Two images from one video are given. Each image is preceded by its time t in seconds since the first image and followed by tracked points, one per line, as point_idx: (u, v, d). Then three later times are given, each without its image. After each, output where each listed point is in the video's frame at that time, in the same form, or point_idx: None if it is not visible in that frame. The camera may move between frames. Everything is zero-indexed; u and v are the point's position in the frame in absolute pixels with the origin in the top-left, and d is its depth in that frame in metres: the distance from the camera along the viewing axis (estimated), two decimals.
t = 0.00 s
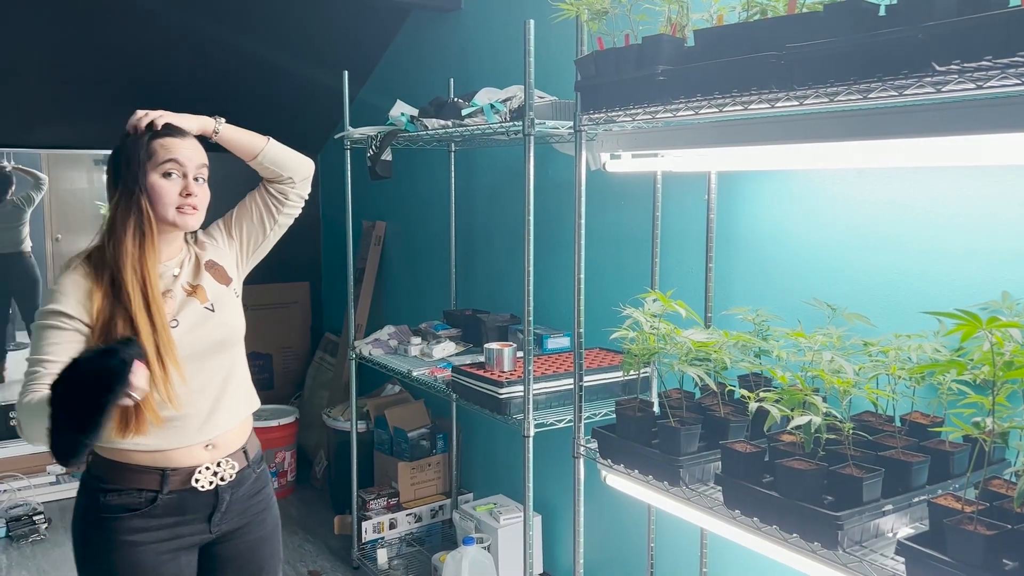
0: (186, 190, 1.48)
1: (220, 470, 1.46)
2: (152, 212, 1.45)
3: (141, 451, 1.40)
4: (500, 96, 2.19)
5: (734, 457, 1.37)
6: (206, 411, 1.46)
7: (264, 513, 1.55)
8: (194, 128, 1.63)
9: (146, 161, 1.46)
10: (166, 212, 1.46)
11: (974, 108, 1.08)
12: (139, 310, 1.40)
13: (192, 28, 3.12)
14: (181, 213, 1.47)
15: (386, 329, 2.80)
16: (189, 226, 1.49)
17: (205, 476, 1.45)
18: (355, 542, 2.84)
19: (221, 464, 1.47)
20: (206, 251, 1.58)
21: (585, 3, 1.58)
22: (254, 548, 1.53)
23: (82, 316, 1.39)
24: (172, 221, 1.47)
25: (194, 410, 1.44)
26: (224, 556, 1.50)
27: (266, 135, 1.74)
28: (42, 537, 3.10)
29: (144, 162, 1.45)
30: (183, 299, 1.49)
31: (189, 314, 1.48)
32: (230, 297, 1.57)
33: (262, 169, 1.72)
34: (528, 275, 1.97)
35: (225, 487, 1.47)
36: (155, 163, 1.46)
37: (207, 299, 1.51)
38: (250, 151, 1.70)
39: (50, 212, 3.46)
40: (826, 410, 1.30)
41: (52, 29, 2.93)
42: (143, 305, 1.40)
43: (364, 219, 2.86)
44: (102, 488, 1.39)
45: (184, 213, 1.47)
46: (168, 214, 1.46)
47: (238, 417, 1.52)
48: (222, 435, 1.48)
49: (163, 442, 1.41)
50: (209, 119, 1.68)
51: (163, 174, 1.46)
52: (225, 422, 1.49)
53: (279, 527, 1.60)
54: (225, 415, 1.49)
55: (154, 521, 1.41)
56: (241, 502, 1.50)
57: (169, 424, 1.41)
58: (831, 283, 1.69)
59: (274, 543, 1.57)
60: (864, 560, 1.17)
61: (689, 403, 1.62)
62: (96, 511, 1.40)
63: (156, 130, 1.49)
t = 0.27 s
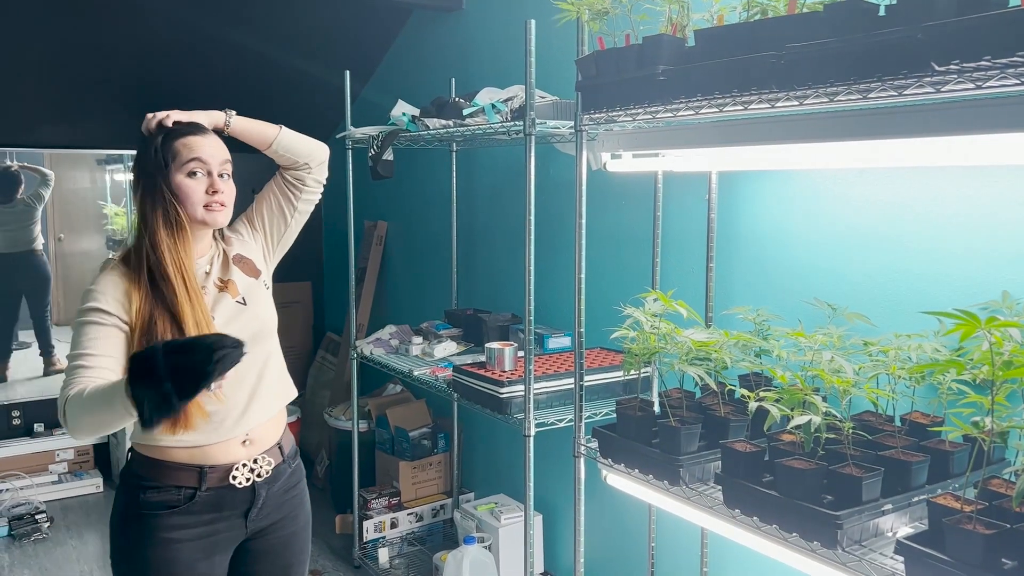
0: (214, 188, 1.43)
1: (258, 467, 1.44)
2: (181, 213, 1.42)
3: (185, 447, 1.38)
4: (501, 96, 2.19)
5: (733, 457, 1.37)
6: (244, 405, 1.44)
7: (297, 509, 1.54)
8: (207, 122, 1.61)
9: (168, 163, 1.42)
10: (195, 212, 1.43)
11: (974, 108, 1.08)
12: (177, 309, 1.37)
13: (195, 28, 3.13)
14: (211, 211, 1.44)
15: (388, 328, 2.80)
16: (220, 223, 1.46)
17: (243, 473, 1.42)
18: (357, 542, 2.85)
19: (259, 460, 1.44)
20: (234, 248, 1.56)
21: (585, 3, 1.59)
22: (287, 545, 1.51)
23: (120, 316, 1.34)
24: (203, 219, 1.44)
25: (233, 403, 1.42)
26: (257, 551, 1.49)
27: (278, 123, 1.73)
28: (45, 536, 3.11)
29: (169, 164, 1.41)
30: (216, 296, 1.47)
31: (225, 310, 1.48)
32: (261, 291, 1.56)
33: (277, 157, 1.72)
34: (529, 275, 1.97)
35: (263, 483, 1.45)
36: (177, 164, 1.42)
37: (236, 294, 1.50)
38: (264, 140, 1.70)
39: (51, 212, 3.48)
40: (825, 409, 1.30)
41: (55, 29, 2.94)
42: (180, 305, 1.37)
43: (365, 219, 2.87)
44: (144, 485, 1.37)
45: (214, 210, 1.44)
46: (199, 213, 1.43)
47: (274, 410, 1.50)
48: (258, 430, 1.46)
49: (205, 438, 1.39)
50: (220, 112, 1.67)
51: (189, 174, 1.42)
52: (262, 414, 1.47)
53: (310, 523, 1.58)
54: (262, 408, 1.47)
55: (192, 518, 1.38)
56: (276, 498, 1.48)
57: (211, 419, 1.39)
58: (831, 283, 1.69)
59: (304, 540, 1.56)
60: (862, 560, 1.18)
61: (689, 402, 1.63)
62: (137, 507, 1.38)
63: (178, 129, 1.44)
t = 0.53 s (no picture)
0: (213, 177, 1.41)
1: (264, 470, 1.44)
2: (182, 208, 1.40)
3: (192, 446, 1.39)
4: (504, 97, 2.19)
5: (736, 457, 1.38)
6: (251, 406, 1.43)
7: (306, 512, 1.54)
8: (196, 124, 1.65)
9: (164, 159, 1.40)
10: (196, 206, 1.41)
11: (975, 110, 1.08)
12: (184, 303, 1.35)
13: (197, 29, 3.13)
14: (213, 202, 1.40)
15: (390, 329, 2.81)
16: (224, 214, 1.43)
17: (249, 477, 1.42)
18: (359, 542, 2.85)
19: (265, 464, 1.44)
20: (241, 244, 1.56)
21: (587, 4, 1.59)
22: (295, 547, 1.52)
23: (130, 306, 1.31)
24: (206, 211, 1.41)
25: (240, 402, 1.42)
26: (266, 553, 1.49)
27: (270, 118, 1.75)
28: (48, 535, 3.12)
29: (164, 161, 1.40)
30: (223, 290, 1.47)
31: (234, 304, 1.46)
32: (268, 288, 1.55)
33: (272, 150, 1.73)
34: (531, 276, 1.97)
35: (269, 487, 1.45)
36: (173, 160, 1.40)
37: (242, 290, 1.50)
38: (257, 136, 1.72)
39: (54, 212, 3.49)
40: (828, 410, 1.30)
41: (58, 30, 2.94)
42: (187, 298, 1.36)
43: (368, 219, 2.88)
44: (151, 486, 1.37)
45: (218, 199, 1.41)
46: (201, 204, 1.40)
47: (280, 412, 1.50)
48: (265, 432, 1.46)
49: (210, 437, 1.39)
50: (214, 116, 1.72)
51: (186, 167, 1.40)
52: (269, 416, 1.47)
53: (319, 526, 1.59)
54: (269, 410, 1.46)
55: (199, 521, 1.38)
56: (284, 501, 1.48)
57: (219, 418, 1.40)
58: (833, 284, 1.69)
59: (313, 542, 1.56)
60: (864, 560, 1.18)
61: (691, 403, 1.63)
62: (143, 509, 1.37)
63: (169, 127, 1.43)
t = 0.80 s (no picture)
0: (197, 173, 1.37)
1: (261, 474, 1.44)
2: (172, 209, 1.38)
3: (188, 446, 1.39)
4: (507, 98, 2.19)
5: (738, 458, 1.38)
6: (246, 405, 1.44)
7: (303, 516, 1.53)
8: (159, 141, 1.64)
9: (144, 161, 1.36)
10: (184, 206, 1.38)
11: (978, 111, 1.08)
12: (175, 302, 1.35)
13: (201, 30, 3.14)
14: (201, 199, 1.38)
15: (393, 329, 2.81)
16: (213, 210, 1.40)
17: (246, 480, 1.42)
18: (361, 542, 2.85)
19: (261, 468, 1.44)
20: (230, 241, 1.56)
21: (590, 5, 1.59)
22: (291, 551, 1.51)
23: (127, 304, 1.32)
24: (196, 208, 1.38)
25: (235, 402, 1.43)
26: (262, 556, 1.49)
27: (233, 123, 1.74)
28: (51, 535, 3.12)
29: (143, 164, 1.36)
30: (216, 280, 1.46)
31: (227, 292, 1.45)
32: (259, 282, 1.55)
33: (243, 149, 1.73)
34: (534, 276, 1.97)
35: (265, 490, 1.45)
36: (154, 161, 1.36)
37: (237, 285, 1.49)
38: (225, 141, 1.72)
39: (58, 213, 3.50)
40: (830, 411, 1.30)
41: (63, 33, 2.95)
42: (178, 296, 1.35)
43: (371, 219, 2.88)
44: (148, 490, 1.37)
45: (205, 195, 1.38)
46: (189, 202, 1.37)
47: (275, 414, 1.51)
48: (261, 435, 1.47)
49: (207, 436, 1.40)
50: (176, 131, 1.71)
51: (167, 165, 1.36)
52: (263, 419, 1.48)
53: (317, 529, 1.58)
54: (264, 412, 1.47)
55: (195, 524, 1.39)
56: (280, 504, 1.48)
57: (214, 418, 1.41)
58: (836, 284, 1.69)
59: (310, 546, 1.56)
60: (866, 561, 1.18)
61: (693, 403, 1.63)
62: (138, 512, 1.38)
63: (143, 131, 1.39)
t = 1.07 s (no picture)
0: (162, 176, 1.25)
1: (256, 476, 1.43)
2: (149, 221, 1.26)
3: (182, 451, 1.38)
4: (510, 99, 2.19)
5: (741, 460, 1.37)
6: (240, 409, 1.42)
7: (294, 518, 1.53)
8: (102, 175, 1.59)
9: (101, 181, 1.22)
10: (161, 215, 1.26)
11: (980, 112, 1.08)
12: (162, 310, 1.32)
13: (204, 32, 3.15)
14: (175, 199, 1.27)
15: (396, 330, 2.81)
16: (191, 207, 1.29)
17: (242, 483, 1.41)
18: (364, 543, 2.86)
19: (257, 469, 1.44)
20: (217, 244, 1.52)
21: (593, 8, 1.60)
22: (282, 556, 1.51)
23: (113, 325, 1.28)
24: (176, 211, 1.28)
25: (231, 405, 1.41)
26: (254, 561, 1.48)
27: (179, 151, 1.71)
28: (55, 535, 3.13)
29: (101, 182, 1.22)
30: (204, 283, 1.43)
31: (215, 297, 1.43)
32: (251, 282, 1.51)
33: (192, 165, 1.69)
34: (537, 277, 1.97)
35: (261, 492, 1.44)
36: (111, 177, 1.22)
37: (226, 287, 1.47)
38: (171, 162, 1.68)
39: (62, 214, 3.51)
40: (834, 413, 1.30)
41: (66, 34, 2.96)
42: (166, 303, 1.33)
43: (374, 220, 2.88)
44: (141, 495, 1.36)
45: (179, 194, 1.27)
46: (166, 207, 1.26)
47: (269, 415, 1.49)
48: (256, 437, 1.46)
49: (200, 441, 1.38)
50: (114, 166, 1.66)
51: (129, 177, 1.23)
52: (257, 420, 1.46)
53: (309, 531, 1.58)
54: (259, 414, 1.46)
55: (191, 527, 1.38)
56: (274, 507, 1.47)
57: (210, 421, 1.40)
58: (839, 286, 1.69)
59: (302, 549, 1.55)
60: (869, 563, 1.18)
61: (695, 404, 1.63)
62: (133, 519, 1.37)
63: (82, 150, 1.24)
